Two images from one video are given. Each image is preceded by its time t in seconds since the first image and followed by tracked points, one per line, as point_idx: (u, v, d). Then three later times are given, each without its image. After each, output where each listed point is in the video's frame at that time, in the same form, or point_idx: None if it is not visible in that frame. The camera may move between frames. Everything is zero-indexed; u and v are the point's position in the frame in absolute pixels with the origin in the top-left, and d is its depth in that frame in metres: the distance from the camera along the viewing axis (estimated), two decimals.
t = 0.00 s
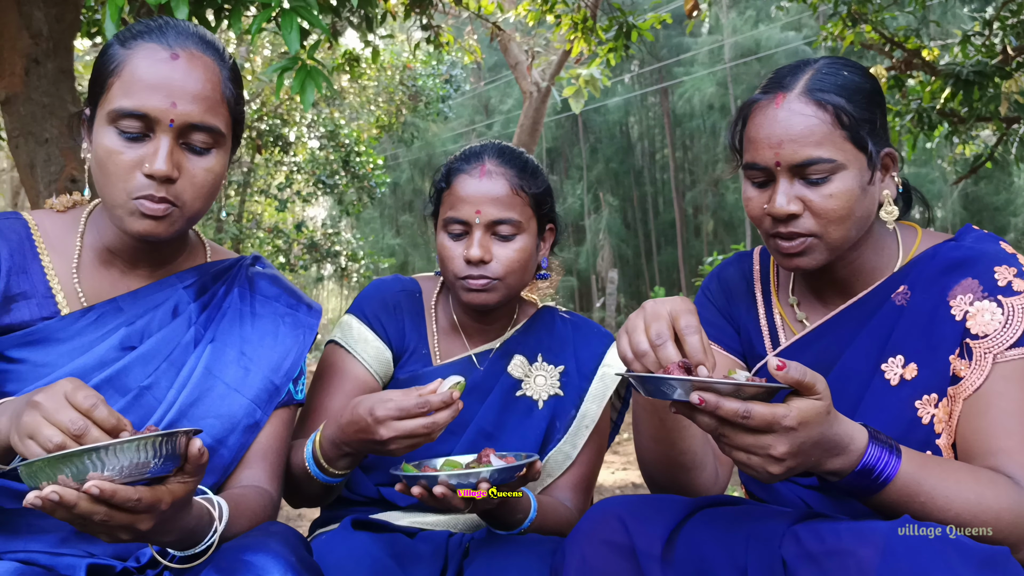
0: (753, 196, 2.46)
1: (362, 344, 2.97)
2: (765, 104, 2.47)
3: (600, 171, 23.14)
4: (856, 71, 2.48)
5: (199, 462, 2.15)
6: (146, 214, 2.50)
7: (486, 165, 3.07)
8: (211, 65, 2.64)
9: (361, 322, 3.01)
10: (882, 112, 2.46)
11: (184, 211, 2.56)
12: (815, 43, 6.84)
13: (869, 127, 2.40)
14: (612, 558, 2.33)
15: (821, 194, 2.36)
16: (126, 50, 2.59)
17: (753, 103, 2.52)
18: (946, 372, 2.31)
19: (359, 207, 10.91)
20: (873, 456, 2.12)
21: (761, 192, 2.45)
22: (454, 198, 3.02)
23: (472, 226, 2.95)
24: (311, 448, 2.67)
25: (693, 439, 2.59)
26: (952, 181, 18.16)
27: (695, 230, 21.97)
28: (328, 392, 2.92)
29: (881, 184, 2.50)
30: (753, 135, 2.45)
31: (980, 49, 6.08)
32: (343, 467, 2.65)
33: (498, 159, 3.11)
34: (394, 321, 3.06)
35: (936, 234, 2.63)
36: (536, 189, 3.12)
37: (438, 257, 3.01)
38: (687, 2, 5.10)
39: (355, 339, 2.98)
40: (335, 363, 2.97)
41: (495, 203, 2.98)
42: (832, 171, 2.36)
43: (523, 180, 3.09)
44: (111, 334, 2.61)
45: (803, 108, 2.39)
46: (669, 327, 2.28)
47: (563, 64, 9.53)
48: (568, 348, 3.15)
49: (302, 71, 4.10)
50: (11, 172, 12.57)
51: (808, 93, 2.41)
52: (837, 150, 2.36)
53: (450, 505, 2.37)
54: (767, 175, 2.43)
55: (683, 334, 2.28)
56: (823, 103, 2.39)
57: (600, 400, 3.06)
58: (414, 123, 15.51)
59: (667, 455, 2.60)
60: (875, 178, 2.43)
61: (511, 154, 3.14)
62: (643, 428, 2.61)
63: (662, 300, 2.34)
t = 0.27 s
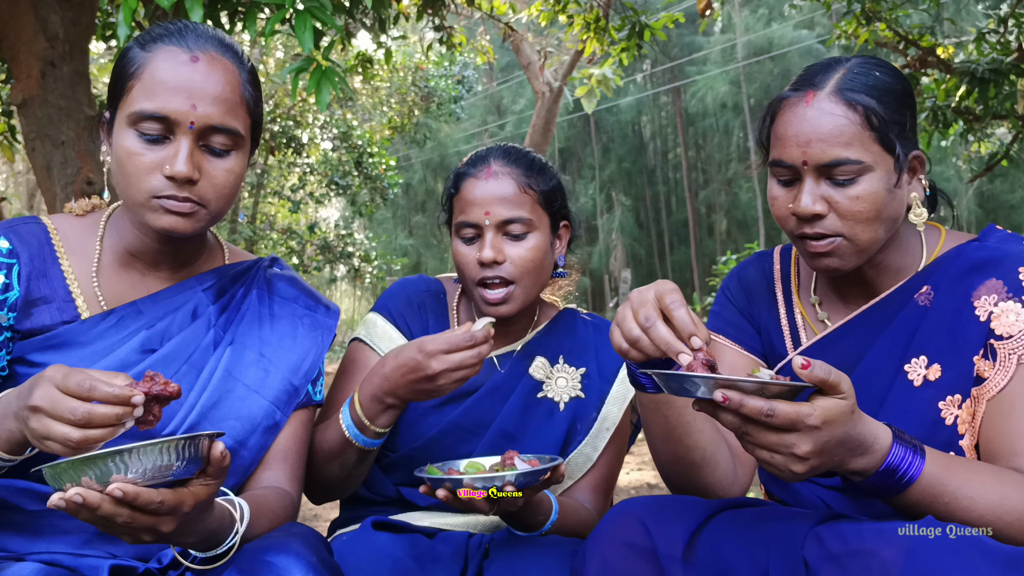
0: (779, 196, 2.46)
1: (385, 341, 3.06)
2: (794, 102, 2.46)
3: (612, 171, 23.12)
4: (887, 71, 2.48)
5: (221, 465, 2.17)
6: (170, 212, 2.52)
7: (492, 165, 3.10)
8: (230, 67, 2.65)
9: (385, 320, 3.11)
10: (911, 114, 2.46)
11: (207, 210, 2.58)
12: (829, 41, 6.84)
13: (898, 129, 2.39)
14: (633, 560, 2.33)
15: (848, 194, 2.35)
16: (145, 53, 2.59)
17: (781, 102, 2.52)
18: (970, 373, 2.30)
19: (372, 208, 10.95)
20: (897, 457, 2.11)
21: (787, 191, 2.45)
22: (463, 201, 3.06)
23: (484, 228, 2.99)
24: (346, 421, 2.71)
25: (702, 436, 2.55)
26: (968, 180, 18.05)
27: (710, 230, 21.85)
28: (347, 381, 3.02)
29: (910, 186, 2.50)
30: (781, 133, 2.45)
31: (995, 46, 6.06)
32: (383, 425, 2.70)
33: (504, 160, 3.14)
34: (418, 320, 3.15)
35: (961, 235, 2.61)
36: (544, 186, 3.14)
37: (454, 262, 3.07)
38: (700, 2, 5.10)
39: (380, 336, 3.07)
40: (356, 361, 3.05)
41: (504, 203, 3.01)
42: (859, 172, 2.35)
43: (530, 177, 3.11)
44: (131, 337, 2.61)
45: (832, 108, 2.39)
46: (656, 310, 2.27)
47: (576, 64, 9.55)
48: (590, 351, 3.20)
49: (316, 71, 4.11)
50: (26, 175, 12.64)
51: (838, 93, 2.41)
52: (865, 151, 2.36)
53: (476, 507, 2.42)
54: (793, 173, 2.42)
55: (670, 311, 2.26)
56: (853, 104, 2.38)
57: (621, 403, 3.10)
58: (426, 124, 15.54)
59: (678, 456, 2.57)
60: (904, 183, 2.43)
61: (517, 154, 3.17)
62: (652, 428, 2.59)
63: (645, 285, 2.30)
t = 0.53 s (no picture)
0: (797, 195, 2.45)
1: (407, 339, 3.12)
2: (815, 101, 2.46)
3: (624, 171, 23.08)
4: (909, 71, 2.47)
5: (240, 468, 2.17)
6: (183, 213, 2.53)
7: (499, 166, 3.11)
8: (243, 68, 2.65)
9: (408, 316, 3.18)
10: (933, 113, 2.45)
11: (221, 210, 2.58)
12: (843, 39, 6.83)
13: (919, 129, 2.39)
14: (651, 562, 2.33)
15: (868, 194, 2.34)
16: (158, 56, 2.61)
17: (801, 100, 2.51)
18: (990, 374, 2.29)
19: (384, 208, 10.99)
20: (916, 458, 2.11)
21: (806, 190, 2.44)
22: (472, 203, 3.07)
23: (492, 229, 2.99)
24: (390, 387, 2.83)
25: (717, 438, 2.54)
26: (984, 178, 17.84)
27: (722, 229, 21.80)
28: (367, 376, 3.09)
29: (929, 186, 2.49)
30: (801, 132, 2.44)
31: (1011, 44, 6.03)
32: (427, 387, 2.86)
33: (511, 161, 3.15)
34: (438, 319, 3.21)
35: (980, 234, 2.60)
36: (553, 185, 3.14)
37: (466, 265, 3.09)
38: (713, 2, 5.10)
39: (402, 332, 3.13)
40: (374, 361, 3.10)
41: (511, 203, 3.02)
42: (880, 172, 2.34)
43: (537, 176, 3.11)
44: (148, 340, 2.62)
45: (854, 107, 2.38)
46: (677, 315, 2.28)
47: (588, 63, 9.56)
48: (608, 352, 3.20)
49: (329, 73, 4.12)
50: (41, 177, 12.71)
51: (860, 92, 2.40)
52: (886, 151, 2.35)
53: (495, 507, 2.44)
54: (813, 172, 2.42)
55: (690, 317, 2.28)
56: (874, 103, 2.38)
57: (638, 405, 3.10)
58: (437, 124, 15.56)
59: (692, 458, 2.57)
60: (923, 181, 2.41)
61: (523, 154, 3.18)
62: (667, 430, 2.58)
63: (664, 290, 2.31)
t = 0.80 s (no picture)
0: (815, 197, 2.45)
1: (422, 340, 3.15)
2: (833, 102, 2.45)
3: (635, 171, 23.06)
4: (927, 70, 2.46)
5: (257, 472, 2.18)
6: (196, 217, 2.54)
7: (505, 170, 3.12)
8: (247, 68, 2.66)
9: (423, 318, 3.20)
10: (950, 113, 2.45)
11: (231, 212, 2.60)
12: (854, 38, 6.80)
13: (937, 129, 2.38)
14: (666, 564, 2.33)
15: (887, 195, 2.33)
16: (161, 58, 2.62)
17: (819, 101, 2.50)
18: (1008, 373, 2.31)
19: (395, 209, 11.02)
20: (934, 459, 2.10)
21: (825, 191, 2.43)
22: (480, 208, 3.07)
23: (503, 233, 3.00)
24: (403, 383, 2.85)
25: (732, 441, 2.55)
26: (996, 177, 17.79)
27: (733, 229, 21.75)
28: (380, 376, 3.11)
29: (947, 186, 2.48)
30: (819, 133, 2.44)
31: None
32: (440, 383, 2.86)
33: (515, 164, 3.16)
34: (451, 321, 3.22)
35: (996, 234, 2.58)
36: (560, 186, 3.15)
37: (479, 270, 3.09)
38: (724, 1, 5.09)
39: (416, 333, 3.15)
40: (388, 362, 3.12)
41: (520, 206, 3.02)
42: (898, 173, 2.33)
43: (543, 178, 3.12)
44: (163, 345, 2.63)
45: (873, 107, 2.38)
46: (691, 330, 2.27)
47: (599, 64, 9.56)
48: (621, 353, 3.19)
49: (341, 75, 4.13)
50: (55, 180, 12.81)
51: (879, 92, 2.39)
52: (905, 151, 2.34)
53: (509, 509, 2.44)
54: (831, 173, 2.42)
55: (708, 337, 2.27)
56: (893, 103, 2.37)
57: (652, 406, 3.09)
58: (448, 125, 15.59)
59: (707, 461, 2.57)
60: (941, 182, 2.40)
61: (527, 156, 3.19)
62: (682, 434, 2.58)
63: (682, 305, 2.31)
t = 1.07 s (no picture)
0: (836, 196, 2.43)
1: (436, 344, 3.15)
2: (853, 102, 2.44)
3: (646, 172, 23.02)
4: (946, 70, 2.46)
5: (274, 475, 2.19)
6: (195, 216, 2.54)
7: (510, 172, 3.12)
8: (244, 65, 2.66)
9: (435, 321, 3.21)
10: (970, 112, 2.44)
11: (233, 209, 2.59)
12: (865, 38, 6.80)
13: (957, 128, 2.37)
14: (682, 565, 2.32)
15: (909, 195, 2.33)
16: (159, 60, 2.63)
17: (839, 101, 2.49)
18: None
19: (406, 211, 11.04)
20: (951, 460, 2.09)
21: (845, 191, 2.42)
22: (486, 209, 3.08)
23: (509, 235, 3.00)
24: (419, 390, 2.84)
25: (750, 440, 2.56)
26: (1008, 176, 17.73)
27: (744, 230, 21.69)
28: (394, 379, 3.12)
29: (969, 186, 2.48)
30: (840, 132, 2.43)
31: None
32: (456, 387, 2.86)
33: (521, 164, 3.16)
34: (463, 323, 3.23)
35: (1014, 235, 2.57)
36: (566, 186, 3.15)
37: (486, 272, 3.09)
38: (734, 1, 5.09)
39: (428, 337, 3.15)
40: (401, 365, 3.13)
41: (525, 207, 3.02)
42: (920, 173, 2.33)
43: (548, 178, 3.12)
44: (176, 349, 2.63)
45: (893, 107, 2.37)
46: (711, 309, 2.26)
47: (609, 65, 9.56)
48: (633, 354, 3.20)
49: (353, 78, 4.15)
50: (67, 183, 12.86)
51: (899, 92, 2.39)
52: (926, 151, 2.33)
53: (524, 511, 2.43)
54: (852, 173, 2.40)
55: (728, 315, 2.25)
56: (913, 102, 2.37)
57: (664, 406, 3.10)
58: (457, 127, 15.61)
59: (725, 459, 2.58)
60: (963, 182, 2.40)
61: (532, 157, 3.19)
62: (699, 431, 2.60)
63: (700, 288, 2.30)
